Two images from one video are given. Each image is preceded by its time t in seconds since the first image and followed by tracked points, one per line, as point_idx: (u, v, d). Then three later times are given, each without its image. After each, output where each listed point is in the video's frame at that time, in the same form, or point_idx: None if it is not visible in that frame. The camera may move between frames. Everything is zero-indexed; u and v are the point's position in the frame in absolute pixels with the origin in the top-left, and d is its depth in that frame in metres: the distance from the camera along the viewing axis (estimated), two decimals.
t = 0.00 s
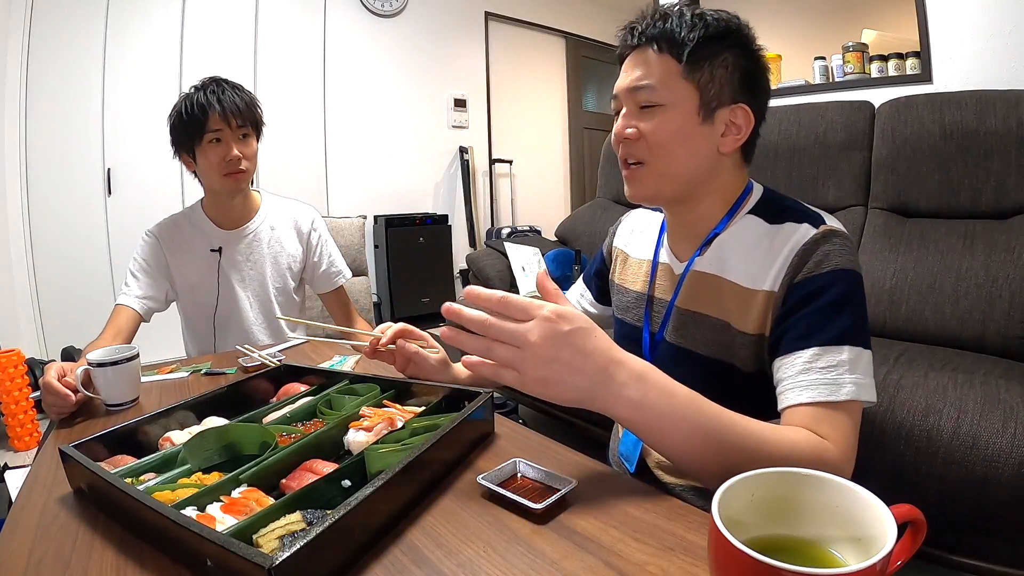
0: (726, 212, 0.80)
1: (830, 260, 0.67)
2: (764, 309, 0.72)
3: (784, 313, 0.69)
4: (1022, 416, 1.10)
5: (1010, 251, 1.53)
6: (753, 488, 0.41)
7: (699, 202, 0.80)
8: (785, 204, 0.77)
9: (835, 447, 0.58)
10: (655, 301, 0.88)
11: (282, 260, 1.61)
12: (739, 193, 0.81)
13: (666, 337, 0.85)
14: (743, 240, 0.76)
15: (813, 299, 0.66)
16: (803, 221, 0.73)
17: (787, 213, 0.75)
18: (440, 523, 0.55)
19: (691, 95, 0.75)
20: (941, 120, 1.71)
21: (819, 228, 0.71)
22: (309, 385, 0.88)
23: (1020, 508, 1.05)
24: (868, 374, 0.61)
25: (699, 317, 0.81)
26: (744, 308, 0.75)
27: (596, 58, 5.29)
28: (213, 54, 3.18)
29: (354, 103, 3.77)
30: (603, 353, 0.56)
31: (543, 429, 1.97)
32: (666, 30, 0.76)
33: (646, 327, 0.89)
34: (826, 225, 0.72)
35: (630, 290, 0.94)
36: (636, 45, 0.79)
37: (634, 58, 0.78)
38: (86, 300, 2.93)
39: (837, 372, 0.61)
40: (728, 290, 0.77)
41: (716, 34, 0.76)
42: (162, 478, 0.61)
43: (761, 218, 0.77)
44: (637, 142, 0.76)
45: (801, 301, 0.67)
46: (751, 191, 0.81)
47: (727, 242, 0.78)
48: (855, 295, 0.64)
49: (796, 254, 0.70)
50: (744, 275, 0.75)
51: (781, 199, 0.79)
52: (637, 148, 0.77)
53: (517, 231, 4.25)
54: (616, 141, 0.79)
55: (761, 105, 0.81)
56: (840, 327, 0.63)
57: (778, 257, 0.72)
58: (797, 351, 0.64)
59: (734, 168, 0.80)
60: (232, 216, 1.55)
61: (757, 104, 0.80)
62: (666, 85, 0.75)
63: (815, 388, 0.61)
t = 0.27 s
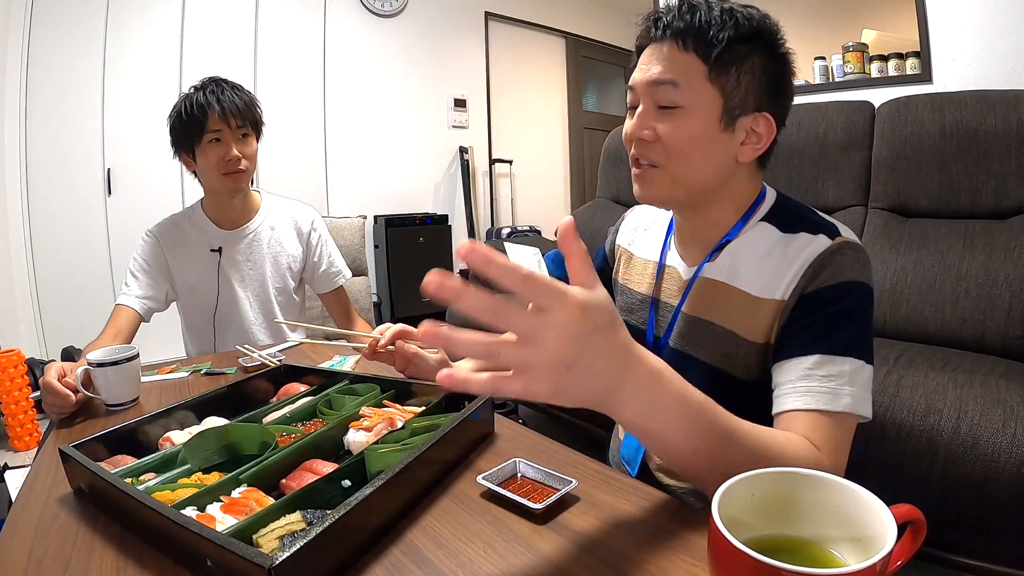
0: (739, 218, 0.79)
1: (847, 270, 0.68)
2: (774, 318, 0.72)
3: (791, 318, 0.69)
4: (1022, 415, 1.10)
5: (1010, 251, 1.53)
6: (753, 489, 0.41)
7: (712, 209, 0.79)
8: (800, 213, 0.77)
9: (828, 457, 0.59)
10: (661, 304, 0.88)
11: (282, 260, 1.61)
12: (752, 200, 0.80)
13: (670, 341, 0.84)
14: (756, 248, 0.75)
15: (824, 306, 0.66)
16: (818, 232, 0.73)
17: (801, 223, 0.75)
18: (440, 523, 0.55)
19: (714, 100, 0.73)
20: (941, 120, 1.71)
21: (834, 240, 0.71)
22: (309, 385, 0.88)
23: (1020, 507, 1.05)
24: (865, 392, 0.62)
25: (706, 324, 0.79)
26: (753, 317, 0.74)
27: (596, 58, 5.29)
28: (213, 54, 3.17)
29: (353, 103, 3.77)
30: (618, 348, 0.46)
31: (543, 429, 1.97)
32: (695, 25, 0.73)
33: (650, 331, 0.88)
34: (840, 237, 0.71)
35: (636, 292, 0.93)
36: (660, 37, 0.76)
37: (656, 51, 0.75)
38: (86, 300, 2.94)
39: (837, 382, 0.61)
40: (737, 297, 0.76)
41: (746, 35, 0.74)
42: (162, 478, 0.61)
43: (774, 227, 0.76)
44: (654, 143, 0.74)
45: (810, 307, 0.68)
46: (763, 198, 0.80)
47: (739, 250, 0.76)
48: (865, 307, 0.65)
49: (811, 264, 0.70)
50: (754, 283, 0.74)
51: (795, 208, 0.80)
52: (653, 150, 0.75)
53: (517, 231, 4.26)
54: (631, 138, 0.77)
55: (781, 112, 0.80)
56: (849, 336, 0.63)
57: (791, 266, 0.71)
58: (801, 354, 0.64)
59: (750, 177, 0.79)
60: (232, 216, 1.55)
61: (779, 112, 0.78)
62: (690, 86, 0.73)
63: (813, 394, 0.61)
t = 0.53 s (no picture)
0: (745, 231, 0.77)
1: (856, 293, 0.65)
2: (782, 341, 0.71)
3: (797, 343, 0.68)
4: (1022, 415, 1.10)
5: (1010, 251, 1.53)
6: (753, 489, 0.41)
7: (717, 227, 0.76)
8: (808, 224, 0.75)
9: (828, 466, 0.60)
10: (664, 317, 0.86)
11: (282, 259, 1.61)
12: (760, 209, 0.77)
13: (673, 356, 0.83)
14: (764, 265, 0.72)
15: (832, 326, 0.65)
16: (829, 248, 0.70)
17: (811, 237, 0.72)
18: (440, 523, 0.55)
19: (727, 122, 0.69)
20: (941, 120, 1.71)
21: (847, 258, 0.68)
22: (309, 385, 0.88)
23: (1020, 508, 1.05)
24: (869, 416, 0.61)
25: (710, 341, 0.77)
26: (759, 338, 0.73)
27: (596, 58, 5.29)
28: (213, 53, 3.17)
29: (353, 103, 3.77)
30: (651, 385, 0.50)
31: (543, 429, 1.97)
32: (710, 38, 0.68)
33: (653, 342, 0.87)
34: (852, 254, 0.69)
35: (638, 301, 0.91)
36: (671, 46, 0.70)
37: (666, 62, 0.69)
38: (87, 299, 2.94)
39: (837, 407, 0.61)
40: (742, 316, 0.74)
41: (763, 50, 0.70)
42: (162, 478, 0.61)
43: (783, 240, 0.73)
44: (659, 164, 0.70)
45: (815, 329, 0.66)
46: (771, 207, 0.77)
47: (746, 266, 0.74)
48: (873, 330, 0.64)
49: (822, 286, 0.68)
50: (760, 302, 0.72)
51: (805, 218, 0.77)
52: (657, 172, 0.71)
53: (517, 231, 4.26)
54: (633, 155, 0.72)
55: (794, 127, 0.77)
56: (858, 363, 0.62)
57: (800, 287, 0.69)
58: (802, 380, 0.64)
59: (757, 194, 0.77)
60: (232, 216, 1.55)
61: (792, 130, 0.75)
62: (702, 106, 0.68)
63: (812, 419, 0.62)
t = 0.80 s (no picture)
0: (738, 243, 0.73)
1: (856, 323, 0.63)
2: (783, 365, 0.69)
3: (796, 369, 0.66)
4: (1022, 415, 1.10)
5: (1010, 251, 1.53)
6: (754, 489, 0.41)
7: (698, 237, 0.74)
8: (810, 238, 0.71)
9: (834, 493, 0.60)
10: (662, 329, 0.85)
11: (281, 260, 1.61)
12: (757, 220, 0.73)
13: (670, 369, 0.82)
14: (763, 285, 0.69)
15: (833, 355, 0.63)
16: (831, 270, 0.66)
17: (812, 254, 0.68)
18: (440, 523, 0.55)
19: (683, 128, 0.67)
20: (941, 120, 1.71)
21: (848, 283, 0.65)
22: (309, 385, 0.88)
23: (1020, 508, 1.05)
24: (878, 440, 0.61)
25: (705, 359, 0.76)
26: (756, 361, 0.71)
27: (596, 58, 5.29)
28: (213, 53, 3.17)
29: (353, 103, 3.77)
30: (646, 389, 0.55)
31: (543, 428, 1.97)
32: (669, 39, 0.66)
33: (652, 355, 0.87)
34: (855, 276, 0.65)
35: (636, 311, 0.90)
36: (636, 49, 0.69)
37: (632, 64, 0.70)
38: (87, 299, 2.94)
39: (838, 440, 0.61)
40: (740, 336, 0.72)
41: (730, 49, 0.65)
42: (162, 478, 0.61)
43: (783, 256, 0.69)
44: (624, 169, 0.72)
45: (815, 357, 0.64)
46: (770, 218, 0.73)
47: (744, 285, 0.71)
48: (875, 360, 0.62)
49: (822, 313, 0.65)
50: (759, 323, 0.70)
51: (806, 229, 0.73)
52: (623, 177, 0.72)
53: (517, 231, 4.26)
54: (606, 157, 0.74)
55: (789, 127, 0.70)
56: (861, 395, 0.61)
57: (799, 310, 0.67)
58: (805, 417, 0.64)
59: (745, 203, 0.72)
60: (232, 216, 1.55)
61: (776, 136, 0.69)
62: (657, 113, 0.67)
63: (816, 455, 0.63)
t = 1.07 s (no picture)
0: (726, 252, 0.72)
1: (844, 340, 0.60)
2: (774, 378, 0.68)
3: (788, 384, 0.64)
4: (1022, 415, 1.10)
5: (1010, 251, 1.53)
6: (753, 489, 0.41)
7: (683, 241, 0.73)
8: (799, 248, 0.69)
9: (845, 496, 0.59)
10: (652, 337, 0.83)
11: (279, 260, 1.61)
12: (745, 228, 0.72)
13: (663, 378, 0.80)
14: (748, 298, 0.68)
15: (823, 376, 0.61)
16: (820, 284, 0.64)
17: (801, 266, 0.66)
18: (440, 523, 0.55)
19: (657, 129, 0.67)
20: (941, 120, 1.71)
21: (836, 297, 0.63)
22: (309, 385, 0.88)
23: (1021, 508, 1.05)
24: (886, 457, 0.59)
25: (694, 366, 0.75)
26: (745, 374, 0.70)
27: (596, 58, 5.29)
28: (213, 53, 3.17)
29: (354, 103, 3.77)
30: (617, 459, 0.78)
31: (543, 429, 1.97)
32: (645, 38, 0.66)
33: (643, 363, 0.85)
34: (843, 291, 0.63)
35: (628, 318, 0.88)
36: (615, 50, 0.70)
37: (615, 67, 0.71)
38: (87, 299, 2.94)
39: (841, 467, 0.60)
40: (728, 349, 0.71)
41: (703, 46, 0.64)
42: (162, 478, 0.61)
43: (770, 267, 0.68)
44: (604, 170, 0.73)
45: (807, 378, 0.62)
46: (758, 225, 0.71)
47: (730, 297, 0.69)
48: (874, 378, 0.59)
49: (807, 331, 0.63)
50: (746, 337, 0.68)
51: (796, 238, 0.71)
52: (604, 178, 0.73)
53: (517, 231, 4.26)
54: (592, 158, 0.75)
55: (772, 127, 0.68)
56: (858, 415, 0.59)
57: (785, 325, 0.65)
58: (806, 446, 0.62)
59: (728, 207, 0.70)
60: (230, 217, 1.55)
61: (758, 136, 0.67)
62: (632, 113, 0.68)
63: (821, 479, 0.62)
